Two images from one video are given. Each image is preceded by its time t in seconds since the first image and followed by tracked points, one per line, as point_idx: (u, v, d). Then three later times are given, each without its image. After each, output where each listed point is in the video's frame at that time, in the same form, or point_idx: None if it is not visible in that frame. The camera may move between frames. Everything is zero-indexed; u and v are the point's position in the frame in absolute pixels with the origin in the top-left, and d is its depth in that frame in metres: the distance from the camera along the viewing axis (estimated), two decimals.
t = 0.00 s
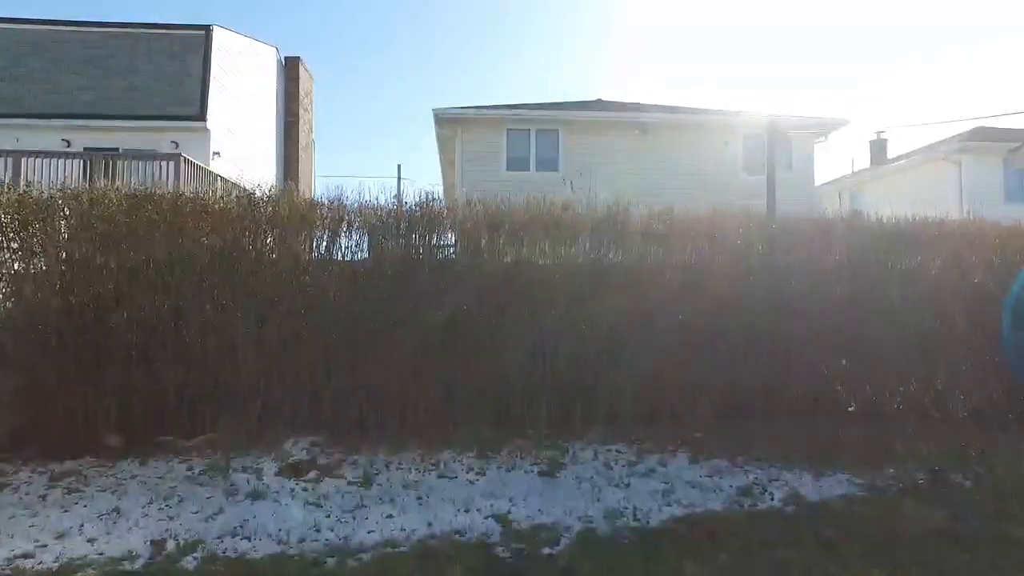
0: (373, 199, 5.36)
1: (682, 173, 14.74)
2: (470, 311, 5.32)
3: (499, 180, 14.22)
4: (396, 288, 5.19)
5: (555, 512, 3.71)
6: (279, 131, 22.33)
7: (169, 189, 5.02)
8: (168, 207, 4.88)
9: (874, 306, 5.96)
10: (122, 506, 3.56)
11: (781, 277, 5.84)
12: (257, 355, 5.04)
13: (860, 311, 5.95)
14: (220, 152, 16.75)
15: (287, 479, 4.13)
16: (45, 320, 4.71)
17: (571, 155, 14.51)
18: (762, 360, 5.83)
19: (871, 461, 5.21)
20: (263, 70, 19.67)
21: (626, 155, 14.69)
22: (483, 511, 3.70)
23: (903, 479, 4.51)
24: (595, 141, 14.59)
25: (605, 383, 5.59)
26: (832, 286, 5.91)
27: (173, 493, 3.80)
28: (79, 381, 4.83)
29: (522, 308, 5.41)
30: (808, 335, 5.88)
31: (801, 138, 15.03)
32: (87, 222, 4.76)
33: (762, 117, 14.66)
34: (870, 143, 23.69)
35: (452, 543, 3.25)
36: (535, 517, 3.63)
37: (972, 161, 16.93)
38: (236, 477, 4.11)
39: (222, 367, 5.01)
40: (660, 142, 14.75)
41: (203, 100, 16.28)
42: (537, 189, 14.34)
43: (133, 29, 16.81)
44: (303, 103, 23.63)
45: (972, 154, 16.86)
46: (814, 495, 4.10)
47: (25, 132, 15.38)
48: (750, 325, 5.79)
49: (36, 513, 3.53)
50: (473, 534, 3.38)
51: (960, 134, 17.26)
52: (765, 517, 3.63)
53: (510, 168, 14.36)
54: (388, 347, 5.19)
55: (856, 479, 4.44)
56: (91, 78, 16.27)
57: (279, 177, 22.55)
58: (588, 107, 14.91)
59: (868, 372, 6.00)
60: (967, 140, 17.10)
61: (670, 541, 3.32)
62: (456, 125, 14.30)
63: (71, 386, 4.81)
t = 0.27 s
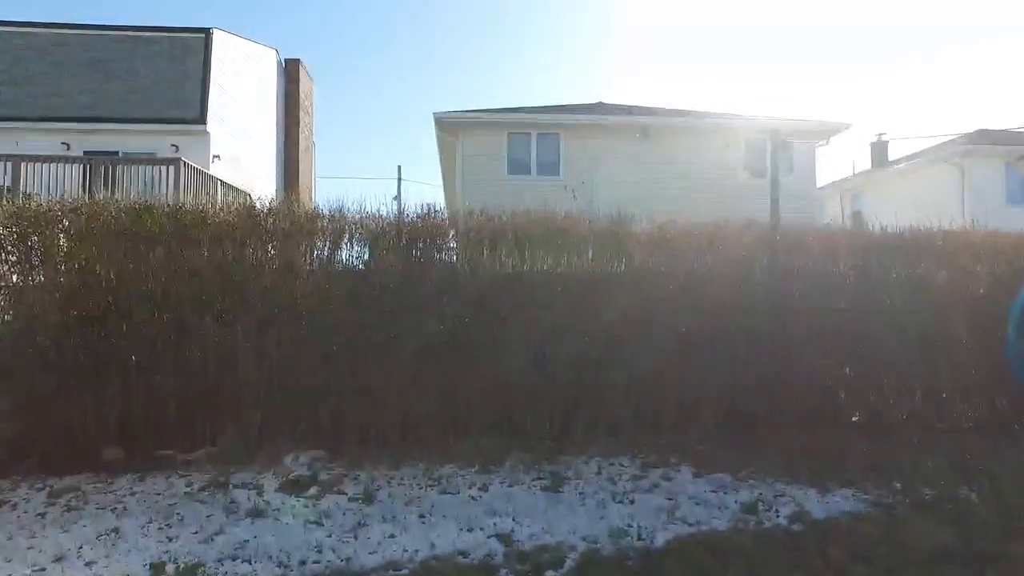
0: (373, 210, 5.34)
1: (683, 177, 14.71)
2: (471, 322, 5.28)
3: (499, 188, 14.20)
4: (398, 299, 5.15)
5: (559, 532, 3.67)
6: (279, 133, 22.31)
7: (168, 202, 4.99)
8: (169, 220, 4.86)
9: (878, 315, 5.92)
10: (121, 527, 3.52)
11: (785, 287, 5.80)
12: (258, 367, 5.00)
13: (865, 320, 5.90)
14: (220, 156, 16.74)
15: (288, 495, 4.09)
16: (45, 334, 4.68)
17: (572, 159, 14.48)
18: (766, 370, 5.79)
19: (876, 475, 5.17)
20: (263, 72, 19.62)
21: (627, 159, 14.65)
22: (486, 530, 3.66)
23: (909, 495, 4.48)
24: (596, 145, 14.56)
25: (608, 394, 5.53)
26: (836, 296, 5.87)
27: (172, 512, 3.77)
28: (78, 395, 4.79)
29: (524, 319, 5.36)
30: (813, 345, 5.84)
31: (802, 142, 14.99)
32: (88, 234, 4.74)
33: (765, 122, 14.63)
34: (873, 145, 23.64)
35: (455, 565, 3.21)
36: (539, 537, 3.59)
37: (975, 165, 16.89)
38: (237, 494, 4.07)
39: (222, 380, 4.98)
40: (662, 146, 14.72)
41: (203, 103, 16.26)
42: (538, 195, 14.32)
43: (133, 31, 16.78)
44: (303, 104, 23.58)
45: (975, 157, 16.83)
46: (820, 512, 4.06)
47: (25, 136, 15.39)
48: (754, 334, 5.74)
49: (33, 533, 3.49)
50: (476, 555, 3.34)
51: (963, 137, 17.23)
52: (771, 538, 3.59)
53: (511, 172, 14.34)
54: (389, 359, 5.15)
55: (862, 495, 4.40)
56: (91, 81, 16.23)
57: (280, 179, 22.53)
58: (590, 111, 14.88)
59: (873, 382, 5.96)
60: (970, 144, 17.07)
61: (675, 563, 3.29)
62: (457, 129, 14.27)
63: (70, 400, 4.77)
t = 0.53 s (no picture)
0: (375, 225, 5.32)
1: (685, 182, 14.69)
2: (474, 336, 5.25)
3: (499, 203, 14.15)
4: (401, 314, 5.12)
5: (565, 554, 3.65)
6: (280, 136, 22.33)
7: (169, 217, 4.97)
8: (170, 236, 4.85)
9: (883, 327, 5.88)
10: (123, 550, 3.50)
11: (789, 300, 5.76)
12: (259, 382, 4.96)
13: (870, 332, 5.87)
14: (219, 159, 16.76)
15: (290, 514, 4.05)
16: (45, 349, 4.65)
17: (575, 164, 14.44)
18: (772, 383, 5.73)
19: (882, 491, 5.13)
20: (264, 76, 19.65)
21: (629, 164, 14.61)
22: (492, 553, 3.63)
23: (918, 512, 4.44)
24: (599, 150, 14.52)
25: (613, 408, 5.48)
26: (841, 308, 5.83)
27: (175, 533, 3.74)
28: (78, 411, 4.75)
29: (528, 333, 5.32)
30: (818, 357, 5.79)
31: (804, 147, 14.96)
32: (88, 250, 4.72)
33: (768, 127, 14.60)
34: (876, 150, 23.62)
35: None
36: (545, 560, 3.56)
37: (977, 170, 16.87)
38: (239, 513, 4.04)
39: (223, 396, 4.93)
40: (664, 151, 14.68)
41: (203, 107, 16.24)
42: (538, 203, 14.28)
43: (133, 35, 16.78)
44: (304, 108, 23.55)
45: (976, 162, 16.81)
46: (827, 532, 4.04)
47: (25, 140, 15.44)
48: (760, 347, 5.70)
49: (35, 556, 3.46)
50: None
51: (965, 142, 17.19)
52: (779, 560, 3.57)
53: (512, 177, 14.30)
54: (392, 373, 5.11)
55: (870, 513, 4.37)
56: (91, 84, 16.22)
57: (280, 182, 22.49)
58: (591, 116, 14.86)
59: (879, 394, 5.92)
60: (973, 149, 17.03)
61: None
62: (458, 134, 14.23)
63: (71, 416, 4.74)
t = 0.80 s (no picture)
0: (379, 245, 5.32)
1: (686, 188, 14.67)
2: (477, 354, 5.22)
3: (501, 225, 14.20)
4: (404, 334, 5.10)
5: None
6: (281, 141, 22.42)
7: (171, 237, 4.97)
8: (172, 256, 4.84)
9: (887, 344, 5.86)
10: None
11: (793, 317, 5.74)
12: (261, 401, 4.94)
13: (875, 348, 5.85)
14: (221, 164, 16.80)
15: (294, 539, 4.03)
16: (47, 370, 4.64)
17: (577, 170, 14.42)
18: (777, 400, 5.70)
19: (888, 511, 5.10)
20: (265, 81, 19.73)
21: (630, 170, 14.58)
22: None
23: (924, 535, 4.42)
24: (602, 156, 14.49)
25: (616, 425, 5.45)
26: (845, 325, 5.80)
27: (179, 560, 3.73)
28: (79, 432, 4.73)
29: (532, 352, 5.30)
30: (822, 374, 5.77)
31: (806, 154, 14.93)
32: (91, 271, 4.72)
33: (770, 133, 14.59)
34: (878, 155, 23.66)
35: None
36: None
37: (979, 175, 16.85)
38: (243, 538, 4.03)
39: (225, 416, 4.91)
40: (667, 157, 14.66)
41: (204, 112, 16.26)
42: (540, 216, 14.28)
43: (135, 42, 16.84)
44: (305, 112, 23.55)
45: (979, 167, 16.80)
46: (832, 557, 4.04)
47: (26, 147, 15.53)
48: (765, 364, 5.67)
49: None
50: None
51: (968, 148, 17.18)
52: None
53: (513, 183, 14.29)
54: (397, 393, 5.10)
55: (876, 536, 4.35)
56: (92, 91, 16.27)
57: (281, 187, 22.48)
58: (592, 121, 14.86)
59: (885, 412, 5.88)
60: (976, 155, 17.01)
61: None
62: (460, 139, 14.19)
63: (72, 437, 4.72)
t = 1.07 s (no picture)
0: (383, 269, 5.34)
1: (687, 196, 14.66)
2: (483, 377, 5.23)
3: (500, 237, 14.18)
4: (408, 356, 5.10)
5: None
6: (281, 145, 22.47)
7: (177, 262, 4.99)
8: (178, 282, 4.86)
9: (892, 362, 5.86)
10: None
11: (799, 336, 5.74)
12: (265, 425, 4.93)
13: (880, 367, 5.84)
14: (220, 170, 16.86)
15: (298, 567, 4.05)
16: (49, 394, 4.62)
17: (578, 178, 14.42)
18: (782, 418, 5.69)
19: (894, 535, 5.10)
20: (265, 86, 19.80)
21: (630, 178, 14.56)
22: None
23: (928, 562, 4.44)
24: (603, 163, 14.49)
25: (621, 445, 5.44)
26: (849, 345, 5.80)
27: None
28: (82, 456, 4.72)
29: (536, 375, 5.29)
30: (828, 393, 5.76)
31: (806, 161, 14.91)
32: (95, 295, 4.73)
33: (771, 141, 14.58)
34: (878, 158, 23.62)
35: None
36: None
37: (981, 180, 16.83)
38: (246, 565, 4.05)
39: (229, 439, 4.89)
40: (668, 164, 14.66)
41: (205, 119, 16.27)
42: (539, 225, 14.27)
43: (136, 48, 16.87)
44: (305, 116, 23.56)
45: (980, 173, 16.77)
46: None
47: (26, 153, 15.57)
48: (769, 385, 5.66)
49: None
50: None
51: (969, 154, 17.16)
52: None
53: (514, 190, 14.30)
54: (401, 416, 5.09)
55: (881, 564, 4.37)
56: (93, 97, 16.26)
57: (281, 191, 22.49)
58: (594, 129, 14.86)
59: (889, 431, 5.87)
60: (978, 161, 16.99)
61: None
62: (461, 146, 14.18)
63: (74, 460, 4.70)
